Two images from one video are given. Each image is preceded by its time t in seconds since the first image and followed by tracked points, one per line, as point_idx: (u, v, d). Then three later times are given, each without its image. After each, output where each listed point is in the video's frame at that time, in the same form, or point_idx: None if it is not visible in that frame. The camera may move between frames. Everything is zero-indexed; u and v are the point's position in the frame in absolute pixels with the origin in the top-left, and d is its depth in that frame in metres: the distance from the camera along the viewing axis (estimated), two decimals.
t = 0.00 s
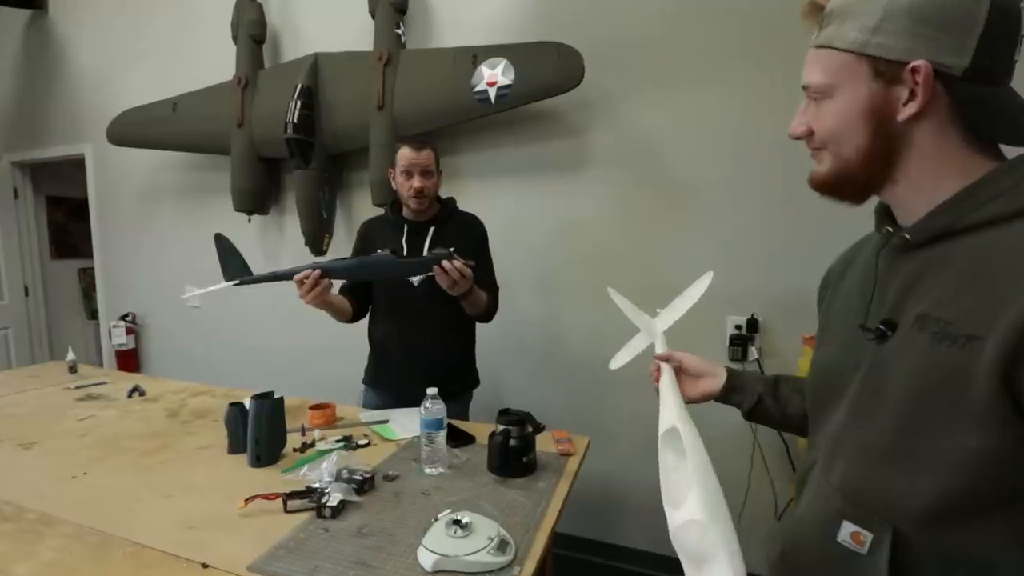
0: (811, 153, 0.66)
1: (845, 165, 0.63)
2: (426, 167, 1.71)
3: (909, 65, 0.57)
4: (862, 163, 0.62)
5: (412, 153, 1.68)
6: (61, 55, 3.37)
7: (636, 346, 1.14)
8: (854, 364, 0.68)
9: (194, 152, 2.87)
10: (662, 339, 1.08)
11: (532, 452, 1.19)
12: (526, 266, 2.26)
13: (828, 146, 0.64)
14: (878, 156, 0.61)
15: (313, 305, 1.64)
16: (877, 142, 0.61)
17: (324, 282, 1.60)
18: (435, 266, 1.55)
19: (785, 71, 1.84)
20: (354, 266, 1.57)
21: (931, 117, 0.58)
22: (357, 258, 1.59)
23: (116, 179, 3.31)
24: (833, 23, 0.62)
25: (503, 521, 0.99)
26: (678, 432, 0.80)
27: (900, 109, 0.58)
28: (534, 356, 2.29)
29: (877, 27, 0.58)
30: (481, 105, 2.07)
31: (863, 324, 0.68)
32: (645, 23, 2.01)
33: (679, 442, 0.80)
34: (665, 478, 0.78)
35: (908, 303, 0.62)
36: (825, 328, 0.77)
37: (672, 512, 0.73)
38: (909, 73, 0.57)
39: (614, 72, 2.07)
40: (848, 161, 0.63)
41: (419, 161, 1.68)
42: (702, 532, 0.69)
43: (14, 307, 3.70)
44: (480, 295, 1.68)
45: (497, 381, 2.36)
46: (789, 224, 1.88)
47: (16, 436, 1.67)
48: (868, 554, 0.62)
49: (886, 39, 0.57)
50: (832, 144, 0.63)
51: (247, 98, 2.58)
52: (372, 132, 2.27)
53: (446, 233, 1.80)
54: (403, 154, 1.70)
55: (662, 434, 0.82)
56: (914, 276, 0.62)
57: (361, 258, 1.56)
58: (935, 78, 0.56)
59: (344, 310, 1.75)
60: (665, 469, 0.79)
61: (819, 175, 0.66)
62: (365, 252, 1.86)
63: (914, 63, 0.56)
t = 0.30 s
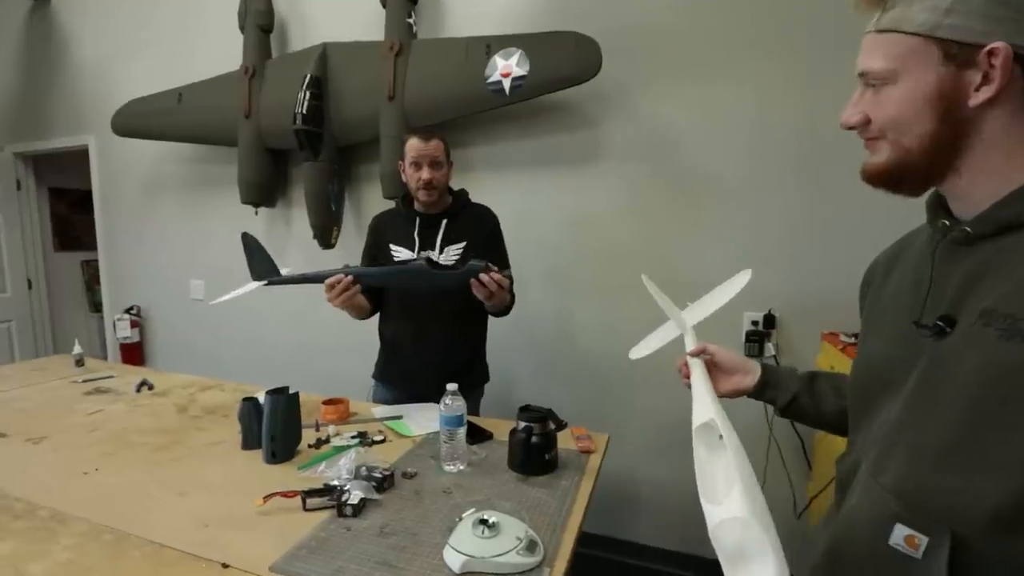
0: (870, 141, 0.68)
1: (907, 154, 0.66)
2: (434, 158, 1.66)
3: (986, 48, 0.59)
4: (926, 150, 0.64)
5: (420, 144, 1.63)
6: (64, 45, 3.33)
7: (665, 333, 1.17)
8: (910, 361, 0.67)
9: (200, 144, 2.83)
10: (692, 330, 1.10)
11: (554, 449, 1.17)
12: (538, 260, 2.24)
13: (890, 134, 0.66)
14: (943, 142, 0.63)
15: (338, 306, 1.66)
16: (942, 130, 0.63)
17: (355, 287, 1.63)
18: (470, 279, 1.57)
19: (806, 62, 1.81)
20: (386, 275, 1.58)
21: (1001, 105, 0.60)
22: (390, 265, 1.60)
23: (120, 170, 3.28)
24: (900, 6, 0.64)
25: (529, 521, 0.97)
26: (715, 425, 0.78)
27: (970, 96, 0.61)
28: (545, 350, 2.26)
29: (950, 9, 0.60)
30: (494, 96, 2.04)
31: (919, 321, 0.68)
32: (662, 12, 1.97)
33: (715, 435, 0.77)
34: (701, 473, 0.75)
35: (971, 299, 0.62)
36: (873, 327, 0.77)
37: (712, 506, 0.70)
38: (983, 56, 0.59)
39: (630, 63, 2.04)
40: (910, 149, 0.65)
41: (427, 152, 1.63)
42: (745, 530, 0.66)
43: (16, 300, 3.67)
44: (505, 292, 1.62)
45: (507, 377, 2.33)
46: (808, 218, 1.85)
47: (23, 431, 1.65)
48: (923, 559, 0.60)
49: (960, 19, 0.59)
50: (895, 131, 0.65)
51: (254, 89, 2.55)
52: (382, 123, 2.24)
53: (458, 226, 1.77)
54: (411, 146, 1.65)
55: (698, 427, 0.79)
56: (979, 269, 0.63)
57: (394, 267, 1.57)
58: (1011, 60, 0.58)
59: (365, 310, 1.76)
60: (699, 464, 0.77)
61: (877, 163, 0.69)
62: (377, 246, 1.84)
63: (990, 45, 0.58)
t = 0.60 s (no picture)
0: (872, 143, 0.68)
1: (908, 156, 0.65)
2: (432, 159, 1.65)
3: (988, 50, 0.59)
4: (928, 152, 0.64)
5: (419, 142, 1.63)
6: (48, 36, 3.27)
7: (663, 337, 1.17)
8: (907, 361, 0.67)
9: (188, 138, 2.79)
10: (686, 330, 1.10)
11: (548, 450, 1.17)
12: (531, 259, 2.23)
13: (892, 136, 0.66)
14: (944, 145, 0.63)
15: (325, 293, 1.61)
16: (944, 132, 0.63)
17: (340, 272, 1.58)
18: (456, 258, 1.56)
19: (800, 63, 1.82)
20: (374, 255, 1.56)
21: (1003, 107, 0.60)
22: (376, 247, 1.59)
23: (105, 164, 3.22)
24: (903, 8, 0.64)
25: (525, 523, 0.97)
26: (710, 428, 0.77)
27: (973, 97, 0.61)
28: (538, 350, 2.26)
29: (955, 10, 0.60)
30: (489, 93, 2.03)
31: (916, 322, 0.68)
32: (657, 12, 1.97)
33: (710, 439, 0.76)
34: (696, 476, 0.75)
35: (968, 299, 0.62)
36: (870, 328, 0.77)
37: (707, 511, 0.70)
38: (986, 58, 0.59)
39: (624, 62, 2.03)
40: (912, 152, 0.65)
41: (426, 151, 1.63)
42: (736, 534, 0.66)
43: None
44: (496, 292, 1.69)
45: (499, 376, 2.33)
46: (800, 218, 1.86)
47: (5, 432, 1.61)
48: (918, 558, 0.59)
49: (965, 22, 0.59)
50: (897, 134, 0.65)
51: (244, 83, 2.51)
52: (375, 119, 2.21)
53: (453, 225, 1.76)
54: (409, 144, 1.64)
55: (692, 429, 0.79)
56: (976, 269, 0.63)
57: (380, 249, 1.56)
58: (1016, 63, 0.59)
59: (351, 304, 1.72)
60: (697, 468, 0.76)
61: (878, 166, 0.68)
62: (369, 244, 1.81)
63: (995, 47, 0.58)
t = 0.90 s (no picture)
0: (850, 156, 0.70)
1: (886, 169, 0.67)
2: (417, 174, 1.63)
3: (960, 69, 0.61)
4: (904, 166, 0.66)
5: (403, 158, 1.60)
6: (31, 33, 3.22)
7: (648, 339, 1.19)
8: (884, 366, 0.69)
9: (175, 139, 2.77)
10: (676, 332, 1.12)
11: (536, 453, 1.17)
12: (520, 264, 2.24)
13: (870, 150, 0.68)
14: (919, 158, 0.65)
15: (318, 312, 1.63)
16: (919, 146, 0.65)
17: (334, 294, 1.61)
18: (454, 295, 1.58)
19: (785, 73, 1.86)
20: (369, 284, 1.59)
21: (974, 123, 0.62)
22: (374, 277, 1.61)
23: (88, 164, 3.18)
24: (880, 27, 0.66)
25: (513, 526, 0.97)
26: (698, 433, 0.79)
27: (946, 113, 0.63)
28: (525, 354, 2.27)
29: (929, 31, 0.62)
30: (479, 98, 2.04)
31: (892, 328, 0.70)
32: (645, 21, 2.00)
33: (696, 442, 0.78)
34: (682, 480, 0.76)
35: (940, 307, 0.64)
36: (849, 334, 0.79)
37: (692, 515, 0.71)
38: (958, 77, 0.61)
39: (613, 69, 2.06)
40: (890, 165, 0.67)
41: (411, 168, 1.61)
42: (721, 537, 0.67)
43: None
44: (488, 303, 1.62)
45: (487, 379, 2.33)
46: (784, 225, 1.89)
47: None
48: (894, 558, 0.61)
49: (938, 42, 0.61)
50: (876, 147, 0.67)
51: (232, 84, 2.50)
52: (365, 122, 2.22)
53: (444, 230, 1.76)
54: (395, 158, 1.62)
55: (680, 433, 0.80)
56: (947, 277, 0.65)
57: (376, 278, 1.58)
58: (986, 83, 0.60)
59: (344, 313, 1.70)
60: (682, 470, 0.77)
61: (857, 178, 0.70)
62: (360, 248, 1.81)
63: (966, 67, 0.60)
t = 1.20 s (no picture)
0: (867, 162, 0.70)
1: (903, 174, 0.67)
2: (431, 179, 1.64)
3: (979, 74, 0.61)
4: (922, 172, 0.66)
5: (418, 163, 1.62)
6: (52, 37, 3.28)
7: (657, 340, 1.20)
8: (898, 371, 0.69)
9: (191, 140, 2.81)
10: (686, 334, 1.12)
11: (547, 455, 1.18)
12: (531, 266, 2.25)
13: (887, 156, 0.68)
14: (937, 163, 0.65)
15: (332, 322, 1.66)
16: (937, 151, 0.65)
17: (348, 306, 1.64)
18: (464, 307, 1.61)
19: (798, 76, 1.85)
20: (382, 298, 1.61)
21: (993, 128, 0.62)
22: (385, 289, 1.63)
23: (106, 165, 3.24)
24: (897, 33, 0.66)
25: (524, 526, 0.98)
26: (710, 436, 0.79)
27: (965, 119, 0.63)
28: (536, 356, 2.27)
29: (947, 37, 0.62)
30: (491, 102, 2.05)
31: (907, 333, 0.70)
32: (658, 24, 2.00)
33: (708, 445, 0.79)
34: (694, 485, 0.76)
35: (956, 312, 0.64)
36: (862, 338, 0.79)
37: (704, 518, 0.72)
38: (976, 82, 0.61)
39: (625, 73, 2.06)
40: (908, 171, 0.67)
41: (425, 173, 1.62)
42: (734, 542, 0.67)
43: None
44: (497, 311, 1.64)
45: (498, 381, 2.34)
46: (797, 229, 1.89)
47: (4, 430, 1.62)
48: (908, 562, 0.61)
49: (956, 48, 0.61)
50: (892, 153, 0.67)
51: (248, 86, 2.54)
52: (378, 124, 2.24)
53: (457, 233, 1.78)
54: (409, 163, 1.64)
55: (691, 436, 0.80)
56: (964, 282, 0.65)
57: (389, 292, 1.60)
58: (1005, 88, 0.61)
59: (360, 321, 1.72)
60: (694, 473, 0.78)
61: (873, 183, 0.71)
62: (374, 250, 1.84)
63: (985, 72, 0.60)
